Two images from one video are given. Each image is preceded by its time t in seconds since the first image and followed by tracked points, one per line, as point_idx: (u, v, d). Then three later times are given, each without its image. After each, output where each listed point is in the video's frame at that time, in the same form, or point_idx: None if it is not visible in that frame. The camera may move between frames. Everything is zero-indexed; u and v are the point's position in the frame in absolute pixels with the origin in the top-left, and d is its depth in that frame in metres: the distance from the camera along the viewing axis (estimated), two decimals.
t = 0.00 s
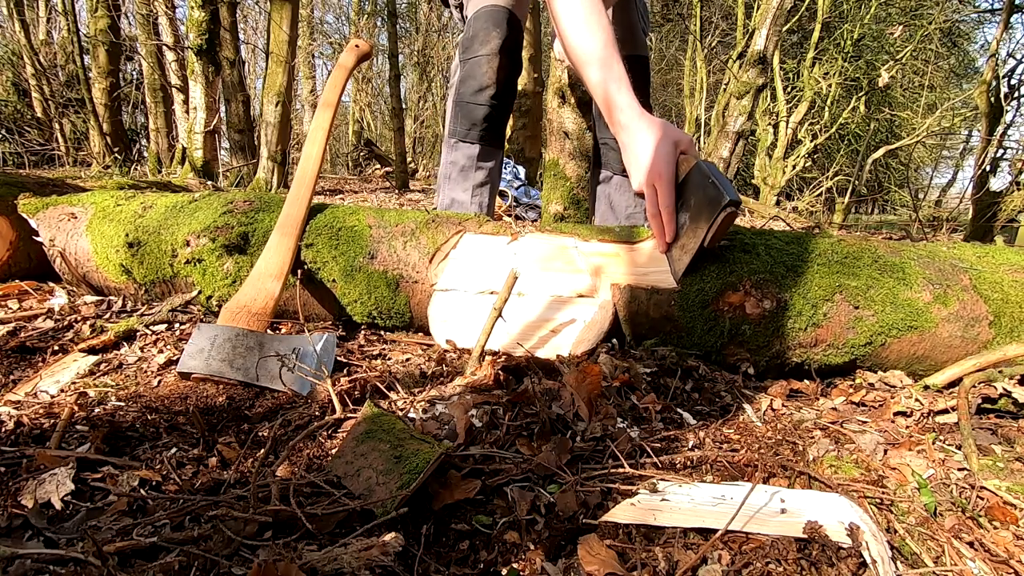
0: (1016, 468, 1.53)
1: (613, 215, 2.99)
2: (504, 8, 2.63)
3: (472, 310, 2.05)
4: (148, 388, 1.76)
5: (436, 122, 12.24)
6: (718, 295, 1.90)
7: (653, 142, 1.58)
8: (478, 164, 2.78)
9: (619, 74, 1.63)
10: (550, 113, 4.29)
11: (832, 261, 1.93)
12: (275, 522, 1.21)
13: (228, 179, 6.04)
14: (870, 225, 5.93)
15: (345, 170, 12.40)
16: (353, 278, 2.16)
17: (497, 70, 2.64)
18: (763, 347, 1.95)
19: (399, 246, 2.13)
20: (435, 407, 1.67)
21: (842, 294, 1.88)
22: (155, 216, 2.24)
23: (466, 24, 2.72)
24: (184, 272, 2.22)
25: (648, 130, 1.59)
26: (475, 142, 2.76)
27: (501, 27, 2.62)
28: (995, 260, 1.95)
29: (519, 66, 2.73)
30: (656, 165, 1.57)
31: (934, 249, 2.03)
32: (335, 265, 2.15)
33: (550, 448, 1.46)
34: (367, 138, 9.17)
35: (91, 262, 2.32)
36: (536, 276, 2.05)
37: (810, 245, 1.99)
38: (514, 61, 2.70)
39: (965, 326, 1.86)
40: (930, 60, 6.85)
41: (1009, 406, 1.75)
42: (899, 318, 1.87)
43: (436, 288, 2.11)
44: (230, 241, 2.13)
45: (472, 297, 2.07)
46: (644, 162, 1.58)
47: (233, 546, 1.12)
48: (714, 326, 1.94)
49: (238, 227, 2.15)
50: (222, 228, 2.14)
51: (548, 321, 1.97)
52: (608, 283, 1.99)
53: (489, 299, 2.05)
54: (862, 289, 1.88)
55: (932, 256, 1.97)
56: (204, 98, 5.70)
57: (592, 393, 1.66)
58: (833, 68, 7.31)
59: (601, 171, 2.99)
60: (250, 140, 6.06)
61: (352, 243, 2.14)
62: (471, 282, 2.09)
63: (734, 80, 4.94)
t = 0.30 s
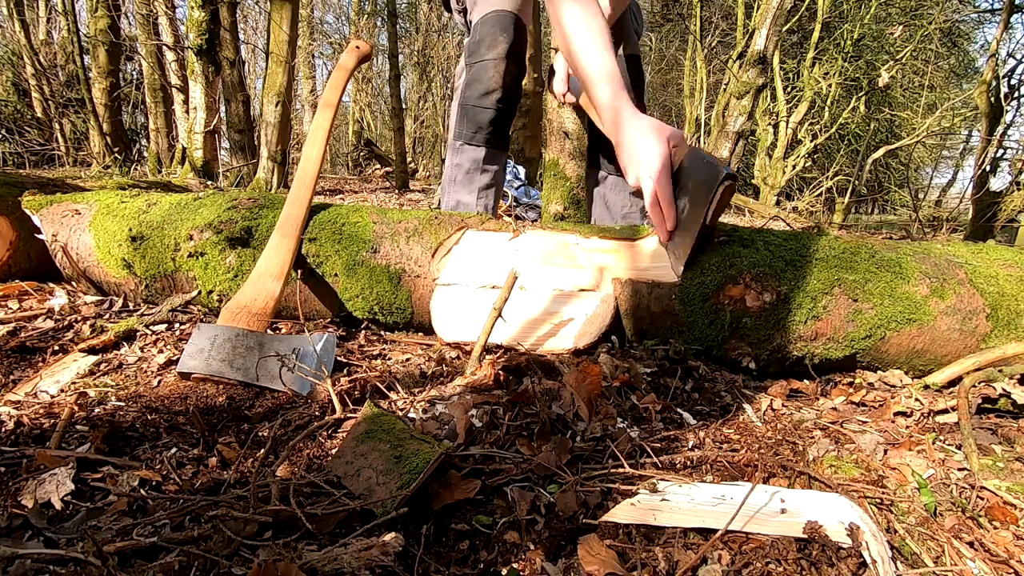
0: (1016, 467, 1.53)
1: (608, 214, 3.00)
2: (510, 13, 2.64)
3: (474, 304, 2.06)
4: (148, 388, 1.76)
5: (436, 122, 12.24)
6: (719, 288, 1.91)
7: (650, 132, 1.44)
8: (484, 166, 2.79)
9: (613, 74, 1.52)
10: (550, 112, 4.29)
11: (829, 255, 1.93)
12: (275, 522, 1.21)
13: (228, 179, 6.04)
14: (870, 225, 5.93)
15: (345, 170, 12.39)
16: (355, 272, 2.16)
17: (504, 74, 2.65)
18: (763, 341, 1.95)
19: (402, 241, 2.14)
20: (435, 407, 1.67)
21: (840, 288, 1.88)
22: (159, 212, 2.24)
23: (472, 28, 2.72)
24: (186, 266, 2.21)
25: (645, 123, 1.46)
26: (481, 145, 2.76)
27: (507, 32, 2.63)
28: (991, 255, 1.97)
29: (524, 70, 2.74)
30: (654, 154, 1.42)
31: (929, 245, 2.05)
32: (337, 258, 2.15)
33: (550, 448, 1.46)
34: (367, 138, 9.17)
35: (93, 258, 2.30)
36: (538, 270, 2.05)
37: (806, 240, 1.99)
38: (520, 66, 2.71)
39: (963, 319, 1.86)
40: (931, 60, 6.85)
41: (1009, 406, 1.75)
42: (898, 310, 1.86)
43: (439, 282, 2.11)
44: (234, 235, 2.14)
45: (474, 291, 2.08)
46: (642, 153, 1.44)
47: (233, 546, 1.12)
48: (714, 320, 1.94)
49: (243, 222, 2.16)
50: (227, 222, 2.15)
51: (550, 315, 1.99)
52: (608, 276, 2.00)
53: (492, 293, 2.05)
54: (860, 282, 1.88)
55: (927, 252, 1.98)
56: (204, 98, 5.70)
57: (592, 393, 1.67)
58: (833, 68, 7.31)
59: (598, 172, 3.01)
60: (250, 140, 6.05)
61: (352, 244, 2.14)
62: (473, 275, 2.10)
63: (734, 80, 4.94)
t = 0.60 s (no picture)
0: (1016, 467, 1.53)
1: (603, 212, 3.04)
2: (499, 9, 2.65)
3: (470, 318, 2.03)
4: (148, 388, 1.76)
5: (436, 122, 12.24)
6: (721, 309, 1.93)
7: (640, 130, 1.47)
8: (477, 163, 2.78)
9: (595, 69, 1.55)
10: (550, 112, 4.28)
11: (839, 273, 1.91)
12: (275, 522, 1.21)
13: (228, 179, 6.04)
14: (870, 225, 5.93)
15: (345, 170, 12.39)
16: (350, 288, 2.16)
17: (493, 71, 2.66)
18: (764, 359, 1.97)
19: (395, 255, 2.13)
20: (435, 407, 1.67)
21: (847, 307, 1.88)
22: (142, 225, 2.24)
23: (461, 27, 2.74)
24: (179, 283, 2.24)
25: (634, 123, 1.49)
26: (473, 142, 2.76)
27: (497, 28, 2.63)
28: (1008, 269, 1.91)
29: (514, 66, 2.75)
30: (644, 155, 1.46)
31: (944, 254, 1.98)
32: (331, 275, 2.15)
33: (550, 448, 1.46)
34: (367, 138, 9.17)
35: (82, 271, 2.32)
36: (534, 284, 2.05)
37: (816, 254, 1.96)
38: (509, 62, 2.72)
39: (969, 339, 1.88)
40: (931, 60, 6.86)
41: (1009, 406, 1.75)
42: (903, 331, 1.88)
43: (435, 298, 2.12)
44: (222, 254, 2.13)
45: (470, 307, 2.06)
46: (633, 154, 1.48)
47: (233, 546, 1.12)
48: (715, 339, 1.97)
49: (229, 238, 2.15)
50: (212, 239, 2.14)
51: (545, 330, 1.96)
52: (607, 293, 2.00)
53: (487, 308, 2.03)
54: (867, 302, 1.88)
55: (943, 263, 1.94)
56: (204, 98, 5.70)
57: (592, 393, 1.66)
58: (833, 68, 7.31)
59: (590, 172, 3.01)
60: (250, 140, 6.05)
61: (348, 246, 2.14)
62: (469, 291, 2.08)
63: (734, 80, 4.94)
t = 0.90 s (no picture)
0: (1016, 468, 1.53)
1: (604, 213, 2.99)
2: (494, 9, 2.65)
3: (471, 315, 2.04)
4: (148, 388, 1.76)
5: (436, 122, 12.23)
6: (720, 304, 1.92)
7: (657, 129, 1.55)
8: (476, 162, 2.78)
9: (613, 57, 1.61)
10: (550, 112, 4.29)
11: (836, 268, 1.93)
12: (275, 522, 1.21)
13: (228, 179, 6.04)
14: (870, 225, 5.93)
15: (345, 170, 12.38)
16: (350, 285, 2.16)
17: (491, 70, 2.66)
18: (764, 355, 1.96)
19: (396, 251, 2.13)
20: (435, 407, 1.67)
21: (846, 302, 1.88)
22: (146, 222, 2.24)
23: (456, 26, 2.74)
24: (180, 279, 2.23)
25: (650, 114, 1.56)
26: (472, 141, 2.75)
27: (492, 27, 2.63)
28: (1003, 266, 1.95)
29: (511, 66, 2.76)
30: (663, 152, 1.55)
31: (941, 252, 2.02)
32: (332, 271, 2.15)
33: (550, 448, 1.46)
34: (367, 138, 9.16)
35: (85, 268, 2.32)
36: (535, 282, 2.05)
37: (814, 252, 1.98)
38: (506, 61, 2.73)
39: (968, 335, 1.88)
40: (931, 60, 6.87)
41: (1009, 406, 1.75)
42: (902, 326, 1.87)
43: (435, 295, 2.11)
44: (224, 250, 2.13)
45: (471, 304, 2.06)
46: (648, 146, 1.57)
47: (233, 546, 1.12)
48: (714, 335, 1.96)
49: (232, 235, 2.15)
50: (215, 235, 2.14)
51: (548, 327, 1.96)
52: (608, 290, 2.00)
53: (488, 304, 2.04)
54: (866, 297, 1.88)
55: (938, 260, 1.97)
56: (204, 98, 5.69)
57: (592, 393, 1.66)
58: (833, 68, 7.32)
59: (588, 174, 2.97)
60: (250, 140, 6.05)
61: (349, 245, 2.14)
62: (470, 288, 2.08)
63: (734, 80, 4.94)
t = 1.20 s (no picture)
0: (1016, 467, 1.53)
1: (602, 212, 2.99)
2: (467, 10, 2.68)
3: (471, 315, 2.04)
4: (148, 388, 1.76)
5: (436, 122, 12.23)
6: (720, 304, 1.93)
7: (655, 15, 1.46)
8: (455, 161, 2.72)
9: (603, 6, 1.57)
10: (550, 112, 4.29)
11: (836, 268, 1.93)
12: (275, 522, 1.21)
13: (228, 179, 6.03)
14: (870, 225, 5.93)
15: (345, 170, 12.38)
16: (351, 285, 2.16)
17: (466, 68, 2.67)
18: (764, 355, 1.96)
19: (396, 251, 2.13)
20: (435, 407, 1.67)
21: (846, 302, 1.88)
22: (147, 222, 2.24)
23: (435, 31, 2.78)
24: (180, 279, 2.23)
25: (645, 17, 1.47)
26: (450, 139, 2.71)
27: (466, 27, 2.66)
28: (1004, 266, 1.95)
29: (489, 64, 2.75)
30: (664, 33, 1.44)
31: (941, 252, 2.02)
32: (332, 271, 2.15)
33: (550, 448, 1.46)
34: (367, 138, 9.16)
35: (85, 269, 2.33)
36: (535, 282, 2.04)
37: (814, 252, 1.98)
38: (484, 59, 2.73)
39: (968, 335, 1.88)
40: (930, 60, 6.87)
41: (1009, 406, 1.75)
42: (902, 326, 1.87)
43: (435, 295, 2.11)
44: (224, 250, 2.13)
45: (471, 304, 2.06)
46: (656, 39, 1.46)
47: (233, 546, 1.12)
48: (715, 335, 1.96)
49: (232, 234, 2.15)
50: (215, 235, 2.14)
51: (547, 328, 1.96)
52: (607, 290, 2.00)
53: (487, 304, 2.04)
54: (866, 297, 1.88)
55: (938, 260, 1.97)
56: (204, 98, 5.70)
57: (592, 393, 1.66)
58: (833, 68, 7.32)
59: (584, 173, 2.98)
60: (250, 140, 6.05)
61: (349, 245, 2.14)
62: (471, 288, 2.08)
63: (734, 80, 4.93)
